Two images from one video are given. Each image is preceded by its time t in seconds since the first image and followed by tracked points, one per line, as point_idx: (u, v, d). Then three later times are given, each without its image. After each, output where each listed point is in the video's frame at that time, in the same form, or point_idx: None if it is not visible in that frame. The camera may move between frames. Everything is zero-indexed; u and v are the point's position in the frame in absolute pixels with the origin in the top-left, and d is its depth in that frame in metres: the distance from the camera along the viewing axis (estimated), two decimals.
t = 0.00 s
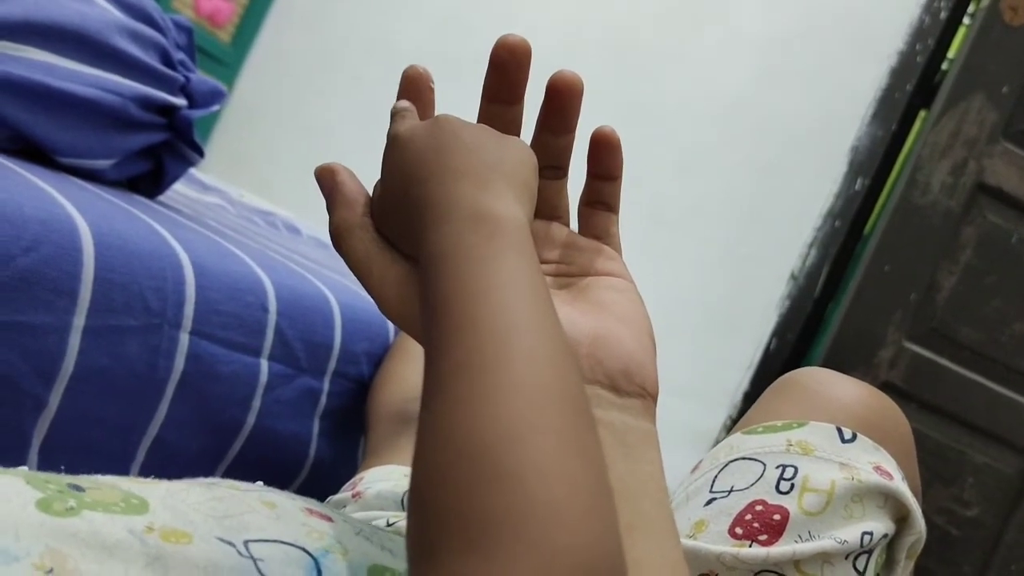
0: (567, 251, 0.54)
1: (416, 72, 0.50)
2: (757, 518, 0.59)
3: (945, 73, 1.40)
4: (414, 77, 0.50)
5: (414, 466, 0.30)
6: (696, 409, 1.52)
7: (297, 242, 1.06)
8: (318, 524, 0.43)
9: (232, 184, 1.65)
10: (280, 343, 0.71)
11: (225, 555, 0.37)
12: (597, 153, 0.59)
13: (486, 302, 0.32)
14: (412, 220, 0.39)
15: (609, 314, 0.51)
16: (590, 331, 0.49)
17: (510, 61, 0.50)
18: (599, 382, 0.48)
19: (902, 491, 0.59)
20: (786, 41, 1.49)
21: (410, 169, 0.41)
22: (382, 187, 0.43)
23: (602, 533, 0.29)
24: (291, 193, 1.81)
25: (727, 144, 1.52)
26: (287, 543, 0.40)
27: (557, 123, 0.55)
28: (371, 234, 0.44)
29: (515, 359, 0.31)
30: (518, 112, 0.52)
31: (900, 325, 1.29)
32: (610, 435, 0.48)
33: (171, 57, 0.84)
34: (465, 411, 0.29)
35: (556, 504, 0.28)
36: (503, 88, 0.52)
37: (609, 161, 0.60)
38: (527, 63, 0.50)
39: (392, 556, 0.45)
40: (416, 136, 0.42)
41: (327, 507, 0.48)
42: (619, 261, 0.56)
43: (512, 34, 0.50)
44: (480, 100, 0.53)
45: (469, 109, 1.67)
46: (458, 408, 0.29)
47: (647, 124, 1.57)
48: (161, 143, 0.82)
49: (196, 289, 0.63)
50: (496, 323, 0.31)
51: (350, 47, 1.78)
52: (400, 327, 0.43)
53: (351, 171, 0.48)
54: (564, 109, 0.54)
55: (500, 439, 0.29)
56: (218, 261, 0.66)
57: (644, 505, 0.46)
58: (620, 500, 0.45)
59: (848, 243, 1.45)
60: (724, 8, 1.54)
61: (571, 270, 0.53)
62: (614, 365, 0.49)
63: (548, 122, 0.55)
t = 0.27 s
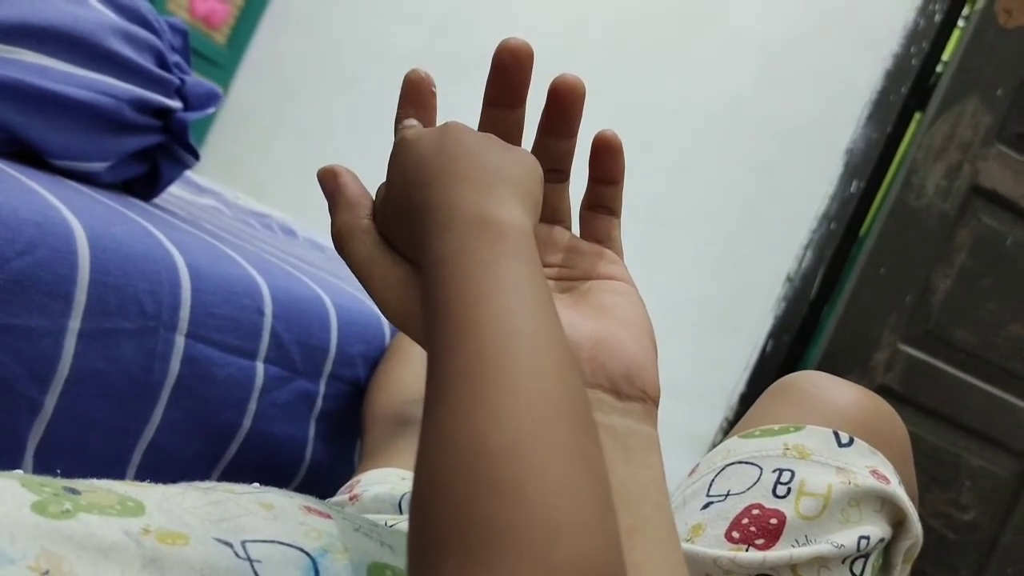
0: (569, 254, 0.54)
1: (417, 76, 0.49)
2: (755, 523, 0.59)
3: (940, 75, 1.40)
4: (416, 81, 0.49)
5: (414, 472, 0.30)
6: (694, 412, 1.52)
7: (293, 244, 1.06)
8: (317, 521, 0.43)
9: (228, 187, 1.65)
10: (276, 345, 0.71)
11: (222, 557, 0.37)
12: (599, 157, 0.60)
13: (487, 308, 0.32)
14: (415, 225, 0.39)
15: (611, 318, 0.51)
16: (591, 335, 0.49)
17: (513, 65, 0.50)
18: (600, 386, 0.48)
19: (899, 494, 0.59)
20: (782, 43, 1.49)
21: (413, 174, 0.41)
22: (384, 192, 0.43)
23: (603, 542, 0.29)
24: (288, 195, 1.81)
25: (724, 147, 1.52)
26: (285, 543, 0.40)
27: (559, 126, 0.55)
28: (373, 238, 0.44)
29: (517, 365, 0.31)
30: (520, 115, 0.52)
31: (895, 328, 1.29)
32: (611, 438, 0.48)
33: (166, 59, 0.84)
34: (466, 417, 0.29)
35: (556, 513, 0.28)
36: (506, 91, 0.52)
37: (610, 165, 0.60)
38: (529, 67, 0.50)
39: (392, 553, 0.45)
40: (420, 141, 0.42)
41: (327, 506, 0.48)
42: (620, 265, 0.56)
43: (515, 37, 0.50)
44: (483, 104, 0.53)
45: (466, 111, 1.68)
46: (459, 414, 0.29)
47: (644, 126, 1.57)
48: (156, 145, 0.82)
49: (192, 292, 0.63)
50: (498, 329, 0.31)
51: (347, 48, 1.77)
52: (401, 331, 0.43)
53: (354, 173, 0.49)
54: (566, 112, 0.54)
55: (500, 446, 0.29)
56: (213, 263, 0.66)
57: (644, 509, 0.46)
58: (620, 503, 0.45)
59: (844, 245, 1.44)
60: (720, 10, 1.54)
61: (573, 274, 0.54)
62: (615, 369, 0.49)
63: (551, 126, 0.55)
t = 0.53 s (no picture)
0: (565, 255, 0.54)
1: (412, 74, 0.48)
2: (750, 525, 0.59)
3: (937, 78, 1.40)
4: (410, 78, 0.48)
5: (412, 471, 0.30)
6: (691, 413, 1.52)
7: (290, 245, 1.06)
8: (311, 524, 0.43)
9: (225, 188, 1.65)
10: (273, 346, 0.71)
11: (216, 558, 0.37)
12: (595, 158, 0.60)
13: (484, 307, 0.32)
14: (412, 223, 0.39)
15: (607, 320, 0.51)
16: (586, 337, 0.49)
17: (507, 64, 0.50)
18: (596, 387, 0.48)
19: (895, 497, 0.59)
20: (779, 46, 1.49)
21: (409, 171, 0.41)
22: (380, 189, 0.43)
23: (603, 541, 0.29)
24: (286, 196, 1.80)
25: (722, 149, 1.52)
26: (280, 545, 0.40)
27: (554, 127, 0.55)
28: (369, 236, 0.44)
29: (515, 364, 0.31)
30: (515, 115, 0.52)
31: (892, 330, 1.30)
32: (607, 440, 0.48)
33: (164, 59, 0.84)
34: (464, 416, 0.29)
35: (556, 512, 0.29)
36: (502, 90, 0.52)
37: (606, 166, 0.60)
38: (524, 66, 0.50)
39: (386, 554, 0.45)
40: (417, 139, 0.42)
41: (323, 508, 0.48)
42: (616, 265, 0.56)
43: (510, 37, 0.50)
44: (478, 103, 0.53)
45: (463, 113, 1.68)
46: (458, 413, 0.29)
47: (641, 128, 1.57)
48: (153, 145, 0.82)
49: (189, 293, 0.63)
50: (496, 328, 0.32)
51: (345, 49, 1.77)
52: (398, 328, 0.43)
53: (350, 170, 0.49)
54: (561, 112, 0.54)
55: (499, 445, 0.29)
56: (211, 264, 0.66)
57: (642, 511, 0.46)
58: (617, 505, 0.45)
59: (840, 247, 1.45)
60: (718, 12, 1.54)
61: (568, 275, 0.54)
62: (611, 370, 0.49)
63: (546, 126, 0.55)
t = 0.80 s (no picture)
0: (557, 253, 0.54)
1: (401, 78, 0.49)
2: (751, 523, 0.59)
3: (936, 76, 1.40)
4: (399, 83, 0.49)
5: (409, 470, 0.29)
6: (690, 411, 1.52)
7: (288, 243, 1.06)
8: (309, 527, 0.43)
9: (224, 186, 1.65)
10: (271, 345, 0.71)
11: (215, 559, 0.37)
12: (587, 156, 0.60)
13: (481, 307, 0.32)
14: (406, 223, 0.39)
15: (600, 319, 0.51)
16: (580, 336, 0.49)
17: (497, 64, 0.50)
18: (590, 386, 0.48)
19: (896, 495, 0.59)
20: (779, 43, 1.49)
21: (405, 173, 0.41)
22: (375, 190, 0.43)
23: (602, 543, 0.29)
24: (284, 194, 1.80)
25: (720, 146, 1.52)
26: (278, 546, 0.40)
27: (545, 125, 0.55)
28: (362, 237, 0.44)
29: (513, 364, 0.31)
30: (507, 114, 0.52)
31: (891, 327, 1.29)
32: (603, 439, 0.47)
33: (163, 58, 0.84)
34: (463, 415, 0.29)
35: (555, 513, 0.28)
36: (493, 90, 0.52)
37: (599, 165, 0.60)
38: (515, 65, 0.50)
39: (383, 557, 0.45)
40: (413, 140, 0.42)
41: (320, 511, 0.47)
42: (609, 264, 0.56)
43: (499, 36, 0.50)
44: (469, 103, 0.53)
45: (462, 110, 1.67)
46: (456, 412, 0.29)
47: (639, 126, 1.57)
48: (151, 144, 0.82)
49: (187, 291, 0.62)
50: (494, 328, 0.31)
51: (343, 47, 1.77)
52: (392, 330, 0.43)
53: (342, 170, 0.49)
54: (553, 111, 0.54)
55: (498, 444, 0.29)
56: (209, 263, 0.66)
57: (638, 510, 0.46)
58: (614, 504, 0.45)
59: (839, 245, 1.45)
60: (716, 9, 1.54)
61: (561, 273, 0.53)
62: (605, 369, 0.49)
63: (537, 125, 0.55)
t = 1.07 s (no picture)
0: (552, 253, 0.54)
1: (392, 86, 0.50)
2: (751, 521, 0.59)
3: (937, 73, 1.40)
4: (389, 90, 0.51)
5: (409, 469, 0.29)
6: (690, 409, 1.52)
7: (289, 242, 1.06)
8: (309, 527, 0.43)
9: (225, 186, 1.65)
10: (271, 343, 0.71)
11: (215, 558, 0.37)
12: (583, 157, 0.60)
13: (481, 306, 0.32)
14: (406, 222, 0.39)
15: (597, 317, 0.51)
16: (577, 334, 0.49)
17: (492, 65, 0.50)
18: (586, 385, 0.48)
19: (897, 492, 0.59)
20: (779, 41, 1.49)
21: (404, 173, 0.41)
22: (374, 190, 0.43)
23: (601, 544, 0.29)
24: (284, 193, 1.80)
25: (719, 144, 1.52)
26: (277, 547, 0.40)
27: (541, 125, 0.55)
28: (360, 236, 0.44)
29: (514, 364, 0.31)
30: (502, 114, 0.52)
31: (891, 325, 1.29)
32: (599, 438, 0.47)
33: (162, 56, 0.84)
34: (463, 414, 0.29)
35: (555, 513, 0.28)
36: (488, 90, 0.52)
37: (594, 165, 0.60)
38: (510, 66, 0.50)
39: (382, 559, 0.45)
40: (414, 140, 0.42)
41: (319, 510, 0.47)
42: (605, 263, 0.56)
43: (494, 38, 0.50)
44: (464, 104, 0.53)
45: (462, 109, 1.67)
46: (457, 412, 0.29)
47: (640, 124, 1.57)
48: (151, 142, 0.82)
49: (187, 290, 0.62)
50: (494, 327, 0.31)
51: (343, 46, 1.77)
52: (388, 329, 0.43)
53: (338, 170, 0.49)
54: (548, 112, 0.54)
55: (498, 444, 0.29)
56: (209, 261, 0.66)
57: (635, 509, 0.46)
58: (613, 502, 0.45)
59: (840, 243, 1.45)
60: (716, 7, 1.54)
61: (557, 273, 0.53)
62: (602, 368, 0.49)
63: (533, 124, 0.55)
